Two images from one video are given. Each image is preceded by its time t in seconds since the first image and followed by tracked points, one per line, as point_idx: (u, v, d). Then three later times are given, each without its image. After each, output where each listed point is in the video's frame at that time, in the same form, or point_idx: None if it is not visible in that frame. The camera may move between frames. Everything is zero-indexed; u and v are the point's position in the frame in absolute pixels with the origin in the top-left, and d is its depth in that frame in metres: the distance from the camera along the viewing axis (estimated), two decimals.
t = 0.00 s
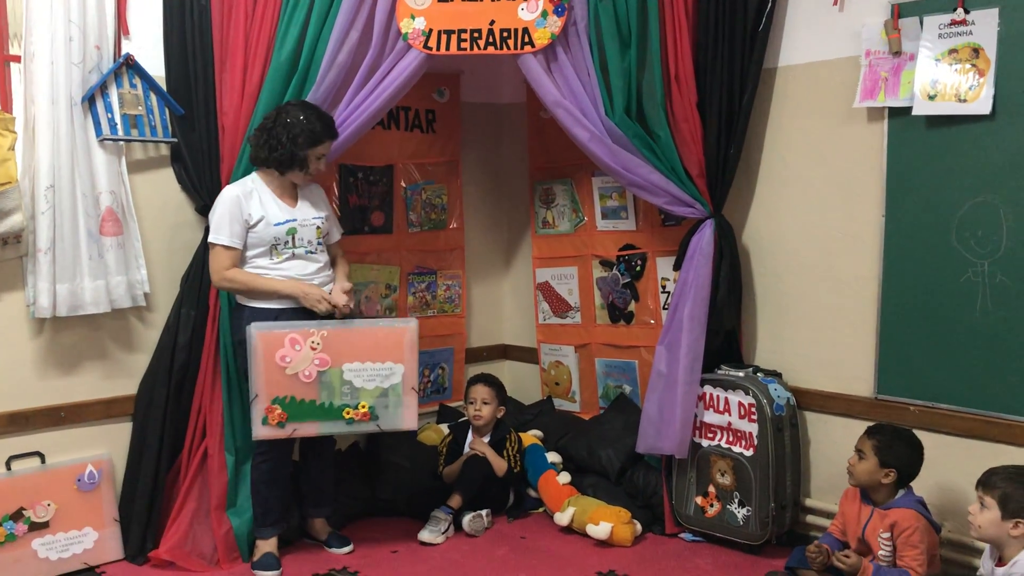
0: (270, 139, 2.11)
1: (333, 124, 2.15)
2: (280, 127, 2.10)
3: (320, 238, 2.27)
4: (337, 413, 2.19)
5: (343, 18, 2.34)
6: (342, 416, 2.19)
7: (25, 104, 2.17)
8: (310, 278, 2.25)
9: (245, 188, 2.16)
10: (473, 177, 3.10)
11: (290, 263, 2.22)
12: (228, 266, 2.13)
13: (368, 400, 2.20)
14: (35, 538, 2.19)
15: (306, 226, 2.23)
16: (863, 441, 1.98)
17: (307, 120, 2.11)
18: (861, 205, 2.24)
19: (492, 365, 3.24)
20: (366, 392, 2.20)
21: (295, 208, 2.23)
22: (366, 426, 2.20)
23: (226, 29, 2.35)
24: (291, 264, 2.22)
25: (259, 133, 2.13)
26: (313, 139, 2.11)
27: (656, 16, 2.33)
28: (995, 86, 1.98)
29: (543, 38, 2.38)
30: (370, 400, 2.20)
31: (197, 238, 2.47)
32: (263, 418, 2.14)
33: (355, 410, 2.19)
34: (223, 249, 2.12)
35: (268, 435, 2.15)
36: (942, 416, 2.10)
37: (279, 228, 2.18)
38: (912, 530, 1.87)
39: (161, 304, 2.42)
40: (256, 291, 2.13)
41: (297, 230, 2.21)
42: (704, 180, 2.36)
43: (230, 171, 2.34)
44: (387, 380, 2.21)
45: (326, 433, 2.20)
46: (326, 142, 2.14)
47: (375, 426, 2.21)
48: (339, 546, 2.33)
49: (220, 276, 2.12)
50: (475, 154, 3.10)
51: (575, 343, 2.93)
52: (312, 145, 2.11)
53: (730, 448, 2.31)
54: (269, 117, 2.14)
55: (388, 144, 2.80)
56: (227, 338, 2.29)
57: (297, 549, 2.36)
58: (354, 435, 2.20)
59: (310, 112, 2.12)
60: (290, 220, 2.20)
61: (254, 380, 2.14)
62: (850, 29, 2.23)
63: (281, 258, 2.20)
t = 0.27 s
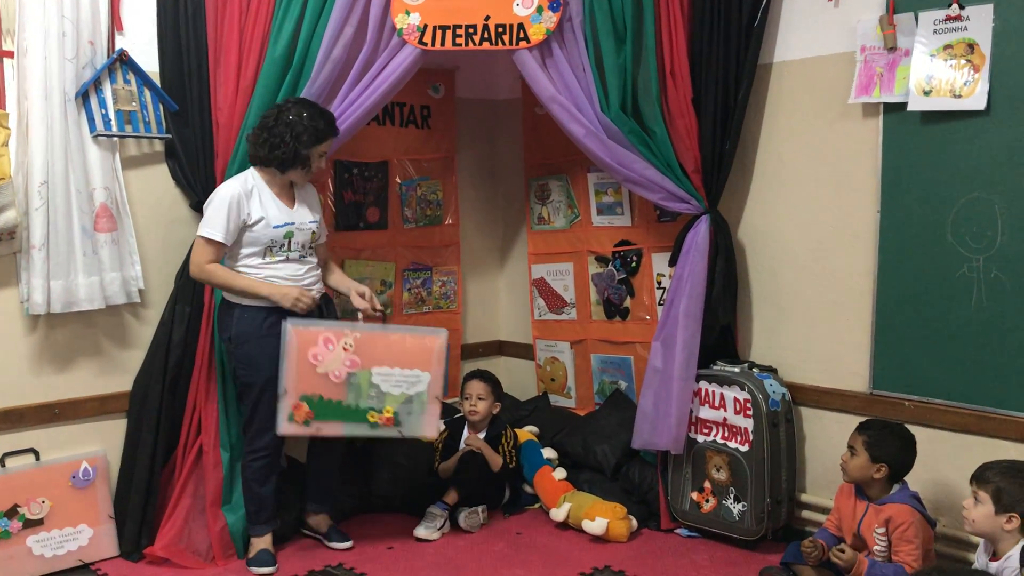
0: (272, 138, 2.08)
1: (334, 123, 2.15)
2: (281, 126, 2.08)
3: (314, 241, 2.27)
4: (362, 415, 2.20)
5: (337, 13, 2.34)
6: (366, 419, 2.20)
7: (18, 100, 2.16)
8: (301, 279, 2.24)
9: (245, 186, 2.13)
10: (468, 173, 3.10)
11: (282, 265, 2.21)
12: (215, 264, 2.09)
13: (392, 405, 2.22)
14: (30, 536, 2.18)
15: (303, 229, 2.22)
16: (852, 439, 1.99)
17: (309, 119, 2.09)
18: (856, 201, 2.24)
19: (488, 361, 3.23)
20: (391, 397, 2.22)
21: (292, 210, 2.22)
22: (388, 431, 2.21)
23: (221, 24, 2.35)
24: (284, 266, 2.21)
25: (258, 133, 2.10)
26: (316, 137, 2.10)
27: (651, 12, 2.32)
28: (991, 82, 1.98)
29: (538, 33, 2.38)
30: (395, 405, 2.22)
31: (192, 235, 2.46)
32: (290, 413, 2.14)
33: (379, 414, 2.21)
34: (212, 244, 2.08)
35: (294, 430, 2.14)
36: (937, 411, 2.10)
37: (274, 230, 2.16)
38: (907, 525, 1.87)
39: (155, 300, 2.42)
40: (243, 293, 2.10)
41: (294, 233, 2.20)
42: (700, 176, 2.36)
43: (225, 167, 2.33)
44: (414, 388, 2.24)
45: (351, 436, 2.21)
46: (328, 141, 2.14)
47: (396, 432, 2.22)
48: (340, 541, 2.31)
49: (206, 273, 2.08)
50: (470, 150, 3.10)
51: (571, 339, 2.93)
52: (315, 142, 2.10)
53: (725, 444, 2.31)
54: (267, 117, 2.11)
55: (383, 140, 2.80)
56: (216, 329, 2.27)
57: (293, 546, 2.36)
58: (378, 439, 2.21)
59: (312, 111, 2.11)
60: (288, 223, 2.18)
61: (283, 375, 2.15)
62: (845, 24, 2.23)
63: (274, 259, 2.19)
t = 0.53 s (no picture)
0: (301, 148, 2.09)
1: (363, 132, 2.15)
2: (311, 136, 2.09)
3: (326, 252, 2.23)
4: (404, 451, 2.19)
5: (333, 14, 2.34)
6: (409, 454, 2.19)
7: (13, 102, 2.15)
8: (305, 287, 2.21)
9: (269, 187, 2.11)
10: (464, 173, 3.10)
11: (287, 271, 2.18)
12: (224, 256, 2.08)
13: (433, 438, 2.20)
14: (27, 538, 2.18)
15: (317, 241, 2.19)
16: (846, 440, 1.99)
17: (339, 127, 2.09)
18: (852, 200, 2.24)
19: (484, 361, 3.23)
20: (431, 431, 2.20)
21: (313, 219, 2.18)
22: (432, 463, 2.19)
23: (217, 24, 2.34)
24: (290, 272, 2.17)
25: (288, 143, 2.11)
26: (345, 146, 2.10)
27: (647, 12, 2.32)
28: (986, 81, 1.98)
29: (533, 33, 2.38)
30: (436, 439, 2.20)
31: (188, 236, 2.46)
32: (336, 456, 2.18)
33: (421, 448, 2.19)
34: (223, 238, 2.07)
35: (342, 474, 2.18)
36: (934, 410, 2.11)
37: (288, 237, 2.13)
38: (903, 524, 1.87)
39: (152, 302, 2.41)
40: (241, 297, 2.09)
41: (306, 243, 2.17)
42: (696, 176, 2.36)
43: (221, 167, 2.34)
44: (452, 419, 2.20)
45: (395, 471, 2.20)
46: (357, 149, 2.13)
47: (440, 463, 2.20)
48: (370, 553, 2.26)
49: (215, 264, 2.07)
50: (466, 150, 3.10)
51: (568, 339, 2.93)
52: (344, 151, 2.10)
53: (722, 444, 2.31)
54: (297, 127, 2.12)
55: (379, 140, 2.80)
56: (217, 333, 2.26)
57: (291, 547, 2.36)
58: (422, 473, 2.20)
59: (342, 120, 2.11)
60: (303, 232, 2.15)
61: (325, 422, 2.17)
62: (840, 24, 2.23)
63: (280, 264, 2.16)
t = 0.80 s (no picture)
0: (358, 174, 2.05)
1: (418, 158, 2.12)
2: (368, 163, 2.05)
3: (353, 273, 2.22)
4: (445, 485, 2.23)
5: (328, 17, 2.34)
6: (449, 488, 2.23)
7: (6, 105, 2.15)
8: (321, 300, 2.20)
9: (317, 199, 2.09)
10: (459, 176, 3.10)
11: (308, 283, 2.16)
12: (254, 251, 2.07)
13: (474, 474, 2.23)
14: (22, 543, 2.18)
15: (346, 262, 2.17)
16: (839, 442, 2.00)
17: (395, 155, 2.06)
18: (847, 201, 2.24)
19: (480, 363, 3.23)
20: (472, 467, 2.23)
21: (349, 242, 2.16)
22: (472, 498, 2.24)
23: (211, 27, 2.34)
24: (313, 284, 2.16)
25: (344, 168, 2.08)
26: (401, 173, 2.07)
27: (640, 14, 2.33)
28: (979, 82, 1.99)
29: (527, 36, 2.38)
30: (477, 475, 2.23)
31: (182, 239, 2.46)
32: (378, 488, 2.23)
33: (461, 484, 2.23)
34: (256, 235, 2.06)
35: (383, 504, 2.24)
36: (929, 411, 2.11)
37: (320, 254, 2.11)
38: (898, 525, 1.88)
39: (146, 305, 2.41)
40: (259, 296, 2.09)
41: (336, 263, 2.15)
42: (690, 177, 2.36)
43: (216, 169, 2.36)
44: (493, 456, 2.23)
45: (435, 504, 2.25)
46: (412, 176, 2.10)
47: (480, 498, 2.24)
48: (367, 556, 2.25)
49: (244, 257, 2.06)
50: (461, 153, 3.09)
51: (563, 341, 2.93)
52: (400, 178, 2.07)
53: (717, 445, 2.31)
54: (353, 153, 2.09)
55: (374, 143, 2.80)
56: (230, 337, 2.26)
57: (286, 550, 2.36)
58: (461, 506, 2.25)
59: (399, 146, 2.08)
60: (335, 253, 2.13)
61: (368, 453, 2.23)
62: (834, 26, 2.23)
63: (302, 275, 2.14)
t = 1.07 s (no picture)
0: (400, 214, 2.01)
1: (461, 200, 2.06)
2: (411, 203, 2.01)
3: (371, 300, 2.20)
4: (490, 517, 2.28)
5: (323, 20, 2.34)
6: (495, 519, 2.28)
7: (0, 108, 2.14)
8: (331, 317, 2.19)
9: (361, 231, 2.04)
10: (454, 179, 3.10)
11: (324, 300, 2.14)
12: (284, 258, 2.03)
13: (516, 502, 2.31)
14: (15, 547, 2.17)
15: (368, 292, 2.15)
16: (833, 446, 2.00)
17: (438, 198, 2.01)
18: (841, 205, 2.25)
19: (475, 366, 3.24)
20: (513, 495, 2.31)
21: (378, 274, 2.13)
22: (518, 527, 2.29)
23: (205, 31, 2.34)
24: (329, 303, 2.14)
25: (387, 203, 2.03)
26: (442, 217, 2.02)
27: (636, 18, 2.33)
28: (972, 87, 1.99)
29: (523, 40, 2.38)
30: (519, 502, 2.31)
31: (177, 243, 2.45)
32: (423, 529, 2.22)
33: (506, 513, 2.30)
34: (289, 245, 2.02)
35: (431, 547, 2.21)
36: (923, 414, 2.12)
37: (346, 281, 2.09)
38: (892, 528, 1.88)
39: (141, 309, 2.40)
40: (277, 301, 2.06)
41: (359, 290, 2.13)
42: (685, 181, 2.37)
43: (211, 173, 2.36)
44: (531, 481, 2.34)
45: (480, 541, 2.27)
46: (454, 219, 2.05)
47: (526, 527, 2.30)
48: (362, 560, 2.25)
49: (272, 261, 2.03)
50: (456, 156, 3.10)
51: (558, 344, 2.93)
52: (441, 224, 2.03)
53: (712, 448, 2.32)
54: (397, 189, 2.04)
55: (369, 146, 2.80)
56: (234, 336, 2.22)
57: (281, 554, 2.36)
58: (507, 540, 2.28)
59: (443, 189, 2.03)
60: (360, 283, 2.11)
61: (410, 495, 2.24)
62: (828, 30, 2.24)
63: (321, 293, 2.12)
